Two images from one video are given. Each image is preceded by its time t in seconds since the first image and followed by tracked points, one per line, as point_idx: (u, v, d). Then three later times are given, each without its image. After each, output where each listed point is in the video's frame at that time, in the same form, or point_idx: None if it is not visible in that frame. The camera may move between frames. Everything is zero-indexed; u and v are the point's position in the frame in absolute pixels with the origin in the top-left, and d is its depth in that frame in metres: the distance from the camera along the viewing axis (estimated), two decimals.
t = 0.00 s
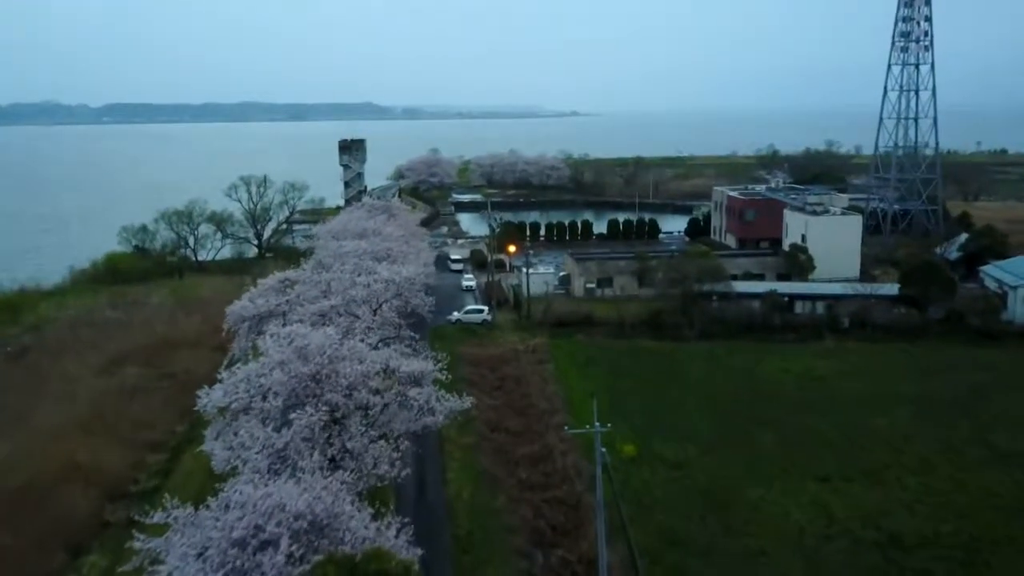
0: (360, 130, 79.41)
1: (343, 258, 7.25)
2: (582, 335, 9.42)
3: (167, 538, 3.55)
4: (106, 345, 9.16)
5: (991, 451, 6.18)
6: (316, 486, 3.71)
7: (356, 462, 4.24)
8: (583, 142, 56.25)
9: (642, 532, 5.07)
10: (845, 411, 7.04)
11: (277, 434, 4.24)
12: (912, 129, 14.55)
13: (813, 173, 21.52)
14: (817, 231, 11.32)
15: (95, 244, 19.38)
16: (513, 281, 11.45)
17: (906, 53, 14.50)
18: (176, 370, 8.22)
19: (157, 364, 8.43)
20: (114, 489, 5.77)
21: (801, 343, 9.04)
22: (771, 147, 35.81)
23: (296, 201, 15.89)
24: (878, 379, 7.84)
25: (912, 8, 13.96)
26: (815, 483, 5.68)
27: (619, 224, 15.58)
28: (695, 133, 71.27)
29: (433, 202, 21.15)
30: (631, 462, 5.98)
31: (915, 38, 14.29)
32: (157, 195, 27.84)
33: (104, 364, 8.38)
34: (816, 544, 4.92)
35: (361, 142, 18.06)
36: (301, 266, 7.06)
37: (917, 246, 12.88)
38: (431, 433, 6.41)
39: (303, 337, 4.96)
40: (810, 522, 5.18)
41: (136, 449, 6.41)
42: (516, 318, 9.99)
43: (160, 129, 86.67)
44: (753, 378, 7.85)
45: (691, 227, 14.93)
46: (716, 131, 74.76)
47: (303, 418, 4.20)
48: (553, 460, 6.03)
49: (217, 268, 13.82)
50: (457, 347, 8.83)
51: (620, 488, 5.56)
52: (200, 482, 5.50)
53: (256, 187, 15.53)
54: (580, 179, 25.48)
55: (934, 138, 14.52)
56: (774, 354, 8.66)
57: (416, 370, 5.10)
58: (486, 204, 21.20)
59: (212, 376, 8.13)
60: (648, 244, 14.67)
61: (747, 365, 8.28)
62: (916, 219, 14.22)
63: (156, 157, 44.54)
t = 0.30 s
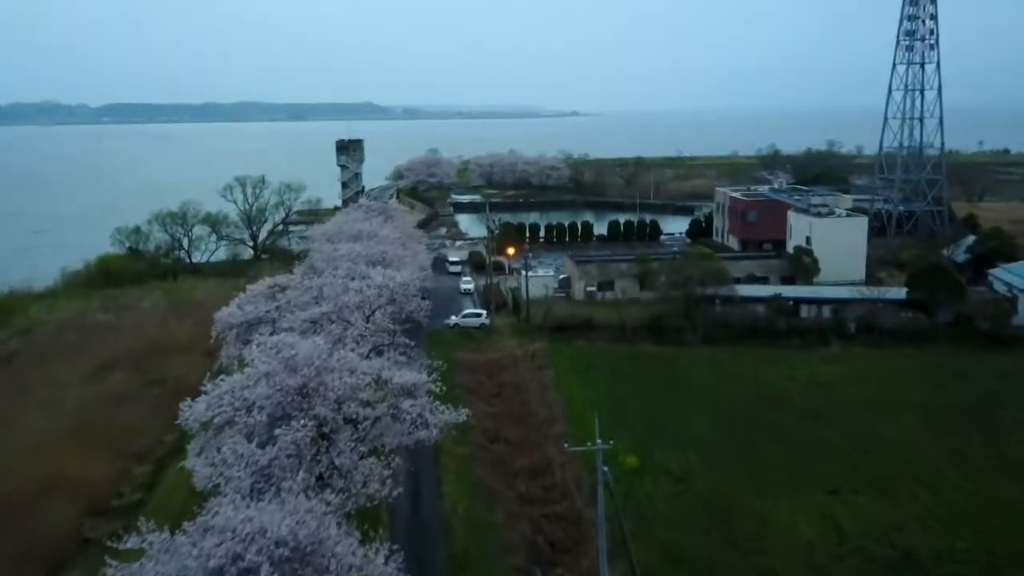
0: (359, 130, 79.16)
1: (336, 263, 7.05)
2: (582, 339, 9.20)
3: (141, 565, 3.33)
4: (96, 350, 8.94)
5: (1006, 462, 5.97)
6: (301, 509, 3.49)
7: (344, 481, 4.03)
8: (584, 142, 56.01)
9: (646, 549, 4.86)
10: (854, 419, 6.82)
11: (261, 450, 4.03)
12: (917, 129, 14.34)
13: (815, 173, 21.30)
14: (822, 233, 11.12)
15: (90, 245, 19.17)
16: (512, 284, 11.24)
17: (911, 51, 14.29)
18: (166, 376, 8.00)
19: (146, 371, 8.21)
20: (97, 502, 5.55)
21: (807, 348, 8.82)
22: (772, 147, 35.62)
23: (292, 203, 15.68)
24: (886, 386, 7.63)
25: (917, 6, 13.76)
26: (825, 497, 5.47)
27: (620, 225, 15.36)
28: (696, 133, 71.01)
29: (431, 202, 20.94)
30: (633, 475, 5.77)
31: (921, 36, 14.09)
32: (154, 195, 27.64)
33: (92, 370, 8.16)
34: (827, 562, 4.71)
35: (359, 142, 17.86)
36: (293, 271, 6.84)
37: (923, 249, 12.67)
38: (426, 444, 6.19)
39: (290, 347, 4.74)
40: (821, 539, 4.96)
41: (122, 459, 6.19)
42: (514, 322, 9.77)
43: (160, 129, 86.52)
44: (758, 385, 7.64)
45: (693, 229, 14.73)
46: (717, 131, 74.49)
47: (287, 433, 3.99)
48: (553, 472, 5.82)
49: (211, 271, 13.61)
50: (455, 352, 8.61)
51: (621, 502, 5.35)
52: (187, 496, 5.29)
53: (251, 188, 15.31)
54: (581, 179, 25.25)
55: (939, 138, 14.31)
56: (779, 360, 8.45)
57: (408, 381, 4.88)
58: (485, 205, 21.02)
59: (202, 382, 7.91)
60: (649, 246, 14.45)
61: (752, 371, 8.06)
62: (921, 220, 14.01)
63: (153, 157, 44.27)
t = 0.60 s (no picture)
0: (359, 130, 78.97)
1: (330, 267, 6.84)
2: (583, 344, 8.99)
3: None
4: (84, 356, 8.73)
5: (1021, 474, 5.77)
6: (282, 534, 3.28)
7: (330, 502, 3.83)
8: (584, 142, 55.80)
9: (648, 567, 4.66)
10: (863, 429, 6.62)
11: (243, 468, 3.82)
12: (923, 128, 14.12)
13: (818, 174, 21.08)
14: (827, 235, 10.90)
15: (85, 246, 18.94)
16: (511, 287, 11.02)
17: (916, 50, 14.08)
18: (156, 383, 7.79)
19: (135, 378, 7.99)
20: (79, 517, 5.34)
21: (813, 353, 8.61)
22: (774, 148, 35.40)
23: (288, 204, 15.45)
24: (895, 393, 7.43)
25: (922, 4, 13.56)
26: (834, 511, 5.26)
27: (620, 227, 15.14)
28: (697, 133, 70.78)
29: (430, 203, 20.71)
30: (635, 489, 5.57)
31: (926, 35, 13.88)
32: (151, 196, 27.40)
33: (80, 377, 7.95)
34: None
35: (357, 142, 17.64)
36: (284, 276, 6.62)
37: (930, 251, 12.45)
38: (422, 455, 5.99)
39: (277, 358, 4.53)
40: (831, 555, 4.76)
41: (107, 472, 5.98)
42: (513, 326, 9.56)
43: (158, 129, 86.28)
44: (763, 392, 7.43)
45: (695, 230, 14.52)
46: (718, 130, 74.25)
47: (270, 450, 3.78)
48: (552, 485, 5.61)
49: (205, 273, 13.39)
50: (452, 357, 8.40)
51: (622, 518, 5.15)
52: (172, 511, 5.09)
53: (247, 188, 15.09)
54: (581, 179, 25.02)
55: (945, 138, 14.10)
56: (784, 365, 8.25)
57: (400, 393, 4.67)
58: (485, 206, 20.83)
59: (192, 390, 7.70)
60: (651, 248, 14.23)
61: (757, 377, 7.86)
62: (927, 221, 13.79)
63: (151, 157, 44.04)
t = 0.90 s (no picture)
0: (359, 130, 78.77)
1: (321, 272, 6.62)
2: (583, 349, 8.77)
3: None
4: (73, 361, 8.52)
5: None
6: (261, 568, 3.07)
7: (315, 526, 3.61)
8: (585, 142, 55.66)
9: None
10: (873, 439, 6.40)
11: (224, 488, 3.60)
12: (928, 128, 13.91)
13: (821, 174, 20.88)
14: (832, 237, 10.69)
15: (80, 248, 18.74)
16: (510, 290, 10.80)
17: (921, 49, 13.86)
18: (145, 390, 7.57)
19: (123, 384, 7.79)
20: (59, 534, 5.12)
21: (819, 359, 8.40)
22: (775, 148, 35.23)
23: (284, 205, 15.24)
24: (905, 401, 7.22)
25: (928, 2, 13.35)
26: (846, 528, 5.05)
27: (621, 228, 14.93)
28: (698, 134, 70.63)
29: (429, 204, 20.51)
30: (638, 504, 5.36)
31: (932, 33, 13.66)
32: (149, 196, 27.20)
33: (67, 385, 7.73)
34: None
35: (354, 142, 17.43)
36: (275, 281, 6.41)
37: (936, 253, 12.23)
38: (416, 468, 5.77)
39: (262, 369, 4.31)
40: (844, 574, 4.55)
41: (90, 485, 5.77)
42: (512, 331, 9.34)
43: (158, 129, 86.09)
44: (770, 400, 7.22)
45: (697, 231, 14.31)
46: (718, 130, 74.06)
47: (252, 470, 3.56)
48: (551, 500, 5.40)
49: (199, 275, 13.18)
50: (448, 363, 8.19)
51: (624, 535, 4.94)
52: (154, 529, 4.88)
53: (242, 189, 14.89)
54: (581, 179, 24.81)
55: (950, 138, 13.88)
56: (790, 372, 8.03)
57: (393, 406, 4.44)
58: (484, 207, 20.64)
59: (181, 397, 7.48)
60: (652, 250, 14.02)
61: (762, 384, 7.65)
62: (932, 222, 13.58)
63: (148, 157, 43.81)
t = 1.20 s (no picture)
0: (358, 130, 78.55)
1: (314, 278, 6.41)
2: (583, 355, 8.55)
3: None
4: (60, 368, 8.30)
5: None
6: None
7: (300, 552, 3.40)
8: (585, 142, 55.46)
9: None
10: (884, 451, 6.19)
11: (203, 512, 3.39)
12: (934, 128, 13.68)
13: (824, 175, 20.67)
14: (837, 240, 10.47)
15: (74, 250, 18.52)
16: (509, 294, 10.59)
17: (927, 48, 13.64)
18: (133, 398, 7.34)
19: (110, 392, 7.55)
20: (36, 553, 4.89)
21: (826, 366, 8.18)
22: (776, 148, 35.00)
23: (280, 206, 15.01)
24: (916, 410, 7.00)
25: None
26: (861, 547, 4.83)
27: (622, 229, 14.72)
28: (699, 133, 70.41)
29: (427, 205, 20.30)
30: (642, 521, 5.15)
31: (937, 32, 13.44)
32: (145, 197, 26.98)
33: (53, 393, 7.51)
34: None
35: (352, 143, 17.22)
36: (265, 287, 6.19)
37: (944, 256, 12.02)
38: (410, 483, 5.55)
39: (246, 382, 4.09)
40: None
41: (72, 498, 5.54)
42: (511, 335, 9.12)
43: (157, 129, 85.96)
44: (777, 408, 7.01)
45: (699, 233, 14.12)
46: (719, 130, 73.89)
47: (232, 494, 3.34)
48: (551, 515, 5.18)
49: (193, 278, 12.96)
50: (445, 370, 7.96)
51: (628, 553, 4.73)
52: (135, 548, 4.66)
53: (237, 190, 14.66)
54: (581, 180, 24.58)
55: (956, 139, 13.66)
56: (796, 379, 7.81)
57: (385, 420, 4.22)
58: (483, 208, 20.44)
59: (170, 405, 7.25)
60: (653, 252, 13.80)
61: (768, 392, 7.43)
62: (938, 224, 13.36)
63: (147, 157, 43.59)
